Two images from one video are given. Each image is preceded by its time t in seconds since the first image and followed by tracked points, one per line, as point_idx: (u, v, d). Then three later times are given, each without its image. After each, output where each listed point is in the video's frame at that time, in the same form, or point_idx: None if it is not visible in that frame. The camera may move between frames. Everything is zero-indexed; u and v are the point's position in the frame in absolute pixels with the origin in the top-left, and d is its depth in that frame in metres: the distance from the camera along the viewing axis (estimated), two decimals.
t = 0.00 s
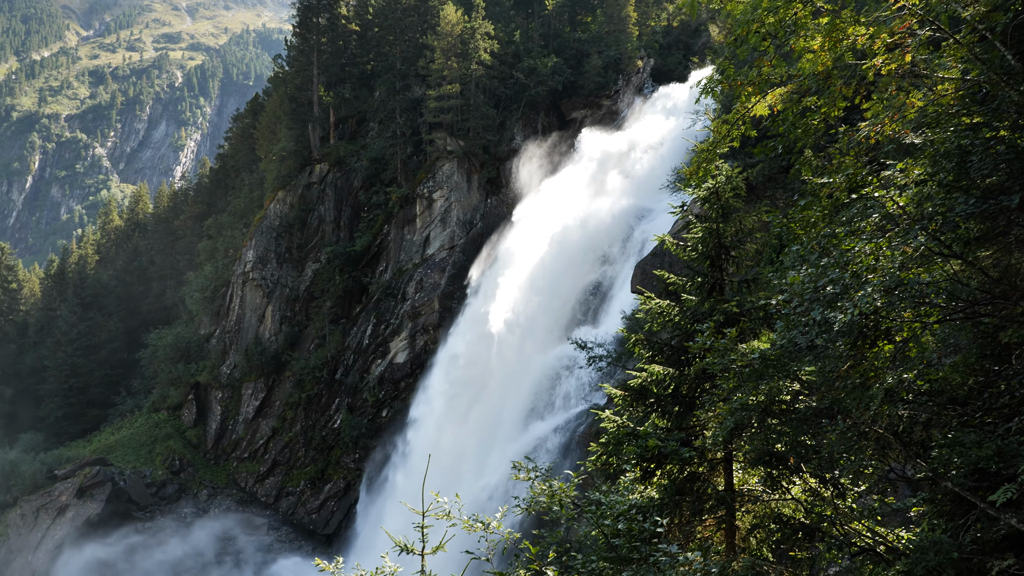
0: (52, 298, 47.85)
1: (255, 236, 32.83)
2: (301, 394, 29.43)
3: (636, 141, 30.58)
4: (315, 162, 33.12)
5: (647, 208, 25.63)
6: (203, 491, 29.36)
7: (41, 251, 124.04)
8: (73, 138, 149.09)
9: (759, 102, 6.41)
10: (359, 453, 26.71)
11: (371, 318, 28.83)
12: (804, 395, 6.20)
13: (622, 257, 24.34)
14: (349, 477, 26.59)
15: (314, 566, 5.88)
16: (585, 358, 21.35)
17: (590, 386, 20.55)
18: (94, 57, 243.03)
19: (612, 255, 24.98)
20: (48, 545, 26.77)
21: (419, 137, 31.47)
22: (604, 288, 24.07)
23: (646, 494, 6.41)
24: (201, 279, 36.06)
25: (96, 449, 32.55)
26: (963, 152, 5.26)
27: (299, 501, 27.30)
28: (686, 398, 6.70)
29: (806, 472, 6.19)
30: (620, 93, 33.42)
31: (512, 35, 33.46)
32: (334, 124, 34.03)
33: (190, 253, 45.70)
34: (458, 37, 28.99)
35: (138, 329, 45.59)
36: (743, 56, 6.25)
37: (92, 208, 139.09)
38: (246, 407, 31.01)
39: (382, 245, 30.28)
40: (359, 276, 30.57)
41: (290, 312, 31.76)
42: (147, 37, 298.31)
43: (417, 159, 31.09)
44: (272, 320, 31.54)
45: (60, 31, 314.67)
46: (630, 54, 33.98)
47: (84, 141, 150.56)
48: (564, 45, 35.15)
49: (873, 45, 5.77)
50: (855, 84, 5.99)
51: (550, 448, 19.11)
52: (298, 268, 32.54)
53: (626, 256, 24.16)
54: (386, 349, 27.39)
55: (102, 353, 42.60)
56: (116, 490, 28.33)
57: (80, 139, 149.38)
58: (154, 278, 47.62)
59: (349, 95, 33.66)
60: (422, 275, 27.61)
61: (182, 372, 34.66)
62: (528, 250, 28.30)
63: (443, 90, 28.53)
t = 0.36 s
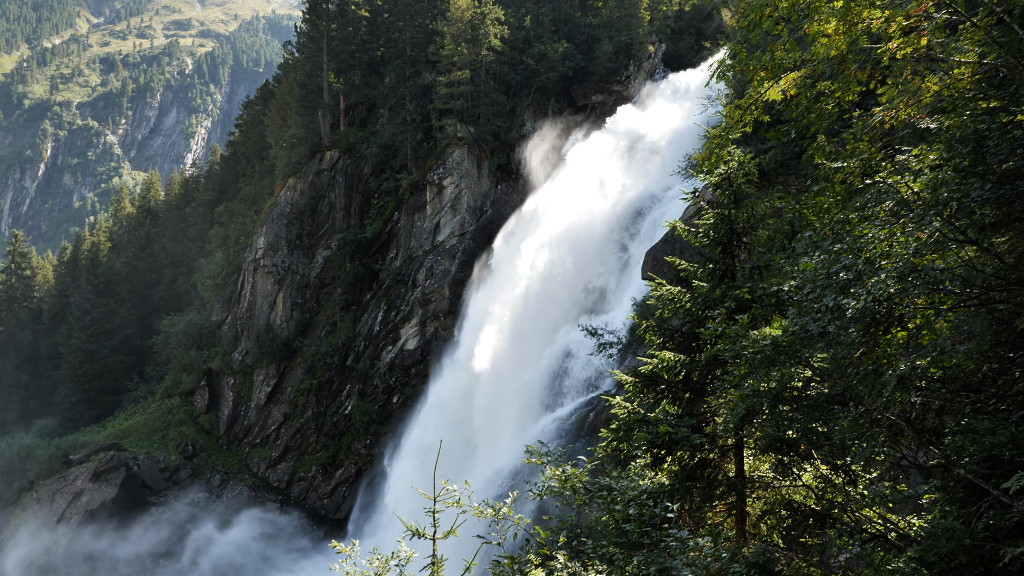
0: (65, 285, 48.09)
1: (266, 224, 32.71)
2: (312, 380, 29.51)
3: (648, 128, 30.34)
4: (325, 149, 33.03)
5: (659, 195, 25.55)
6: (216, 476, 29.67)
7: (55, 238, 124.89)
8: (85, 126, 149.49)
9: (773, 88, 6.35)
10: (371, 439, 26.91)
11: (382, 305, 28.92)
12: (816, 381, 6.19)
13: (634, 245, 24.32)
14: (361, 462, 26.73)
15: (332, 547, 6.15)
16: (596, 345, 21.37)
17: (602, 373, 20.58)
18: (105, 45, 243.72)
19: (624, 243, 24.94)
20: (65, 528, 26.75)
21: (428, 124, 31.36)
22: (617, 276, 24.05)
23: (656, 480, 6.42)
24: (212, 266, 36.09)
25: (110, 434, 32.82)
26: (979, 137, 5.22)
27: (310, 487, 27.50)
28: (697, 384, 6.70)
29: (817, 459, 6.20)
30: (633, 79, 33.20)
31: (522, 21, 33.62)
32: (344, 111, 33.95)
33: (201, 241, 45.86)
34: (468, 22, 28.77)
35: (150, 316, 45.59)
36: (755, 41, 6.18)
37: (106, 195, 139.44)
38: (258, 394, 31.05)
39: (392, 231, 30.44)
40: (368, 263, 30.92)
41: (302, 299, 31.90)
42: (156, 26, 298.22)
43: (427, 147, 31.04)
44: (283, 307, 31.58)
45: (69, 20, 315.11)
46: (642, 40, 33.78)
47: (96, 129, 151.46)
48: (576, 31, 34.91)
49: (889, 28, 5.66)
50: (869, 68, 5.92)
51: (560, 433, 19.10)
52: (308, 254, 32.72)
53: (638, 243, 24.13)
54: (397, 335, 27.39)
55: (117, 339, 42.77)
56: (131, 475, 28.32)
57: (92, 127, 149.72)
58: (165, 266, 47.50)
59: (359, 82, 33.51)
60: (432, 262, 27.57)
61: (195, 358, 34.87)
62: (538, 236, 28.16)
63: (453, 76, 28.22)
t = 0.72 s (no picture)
0: (78, 275, 48.18)
1: (277, 212, 32.60)
2: (325, 368, 29.71)
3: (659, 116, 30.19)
4: (336, 138, 32.85)
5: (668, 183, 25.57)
6: (229, 464, 29.77)
7: (67, 227, 125.51)
8: (96, 115, 149.72)
9: (787, 74, 6.31)
10: (383, 427, 27.09)
11: (393, 294, 28.96)
12: (828, 369, 6.17)
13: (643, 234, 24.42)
14: (373, 450, 26.90)
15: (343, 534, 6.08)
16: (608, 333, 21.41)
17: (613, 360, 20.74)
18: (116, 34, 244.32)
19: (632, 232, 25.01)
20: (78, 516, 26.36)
21: (439, 112, 31.30)
22: (626, 264, 24.06)
23: (668, 467, 6.44)
24: (224, 255, 36.07)
25: (124, 422, 32.97)
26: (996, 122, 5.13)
27: (322, 474, 27.68)
28: (709, 372, 6.69)
29: (829, 447, 6.19)
30: (644, 66, 33.39)
31: (533, 8, 33.37)
32: (355, 99, 33.91)
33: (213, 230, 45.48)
34: (479, 9, 28.52)
35: (162, 305, 45.35)
36: (769, 27, 6.10)
37: (118, 184, 140.08)
38: (270, 381, 31.18)
39: (404, 220, 30.30)
40: (380, 251, 30.72)
41: (313, 288, 31.65)
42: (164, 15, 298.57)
43: (438, 135, 30.94)
44: (295, 296, 31.43)
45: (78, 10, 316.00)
46: (654, 26, 33.71)
47: (107, 118, 151.91)
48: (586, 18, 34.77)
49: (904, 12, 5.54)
50: (884, 53, 5.82)
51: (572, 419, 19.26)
52: (320, 244, 32.32)
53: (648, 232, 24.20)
54: (408, 323, 27.52)
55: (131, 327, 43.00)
56: (145, 462, 28.19)
57: (103, 116, 149.99)
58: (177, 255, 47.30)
59: (370, 70, 33.34)
60: (443, 251, 27.68)
61: (207, 347, 34.95)
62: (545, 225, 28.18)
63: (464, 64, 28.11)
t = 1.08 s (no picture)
0: (89, 261, 48.36)
1: (287, 198, 32.96)
2: (335, 354, 29.91)
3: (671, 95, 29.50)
4: (345, 124, 33.02)
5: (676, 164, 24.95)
6: (241, 448, 29.91)
7: (79, 214, 126.52)
8: (106, 102, 149.87)
9: (800, 57, 6.14)
10: (392, 412, 27.12)
11: (402, 280, 29.02)
12: (839, 354, 6.11)
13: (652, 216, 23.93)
14: (383, 435, 26.91)
15: (353, 518, 6.05)
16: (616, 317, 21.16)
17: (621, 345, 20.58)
18: (125, 20, 245.04)
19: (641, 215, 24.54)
20: (93, 500, 26.65)
21: (448, 97, 31.26)
22: (635, 249, 23.61)
23: (678, 452, 6.44)
24: (234, 240, 36.12)
25: (137, 407, 33.16)
26: (1013, 105, 5.06)
27: (334, 459, 27.97)
28: (719, 357, 6.66)
29: (839, 432, 6.17)
30: (655, 50, 32.41)
31: None
32: (364, 84, 33.87)
33: (222, 217, 45.02)
34: None
35: (173, 291, 45.32)
36: (782, 9, 6.01)
37: (129, 171, 140.09)
38: (281, 366, 31.57)
39: (413, 206, 30.37)
40: (389, 238, 30.77)
41: (323, 273, 32.17)
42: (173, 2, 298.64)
43: (447, 120, 30.93)
44: (305, 281, 32.00)
45: None
46: (665, 8, 32.43)
47: (116, 105, 152.29)
48: (597, 1, 34.08)
49: None
50: (899, 35, 5.68)
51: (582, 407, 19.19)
52: (329, 229, 32.41)
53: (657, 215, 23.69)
54: (418, 309, 27.61)
55: (140, 314, 42.69)
56: (157, 447, 28.30)
57: (113, 103, 150.31)
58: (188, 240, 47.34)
59: (378, 55, 33.18)
60: (453, 236, 27.49)
61: (218, 333, 35.05)
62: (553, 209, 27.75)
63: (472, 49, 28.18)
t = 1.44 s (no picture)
0: (107, 249, 48.69)
1: (302, 184, 32.91)
2: (350, 340, 30.05)
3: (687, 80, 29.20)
4: (359, 111, 32.97)
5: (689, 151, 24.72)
6: (257, 434, 29.90)
7: (97, 202, 127.97)
8: (121, 90, 150.49)
9: (817, 39, 6.11)
10: (407, 398, 27.36)
11: (416, 266, 29.03)
12: (856, 340, 6.06)
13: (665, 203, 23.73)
14: (398, 421, 27.19)
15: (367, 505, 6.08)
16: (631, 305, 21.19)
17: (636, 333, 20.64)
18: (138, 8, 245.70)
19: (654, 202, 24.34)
20: (111, 484, 26.93)
21: (462, 83, 31.16)
22: (649, 237, 23.48)
23: (693, 438, 6.44)
24: (250, 227, 36.24)
25: (155, 393, 33.40)
26: None
27: (349, 445, 27.98)
28: (734, 343, 6.64)
29: (856, 419, 6.12)
30: (670, 34, 32.07)
31: None
32: (378, 70, 33.84)
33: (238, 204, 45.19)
34: None
35: (190, 277, 44.97)
36: None
37: (145, 158, 140.84)
38: (297, 352, 31.65)
39: (427, 191, 30.44)
40: (404, 225, 30.84)
41: (338, 261, 32.07)
42: None
43: (461, 106, 30.89)
44: (320, 268, 31.90)
45: None
46: None
47: (134, 92, 154.21)
48: None
49: None
50: (920, 16, 5.59)
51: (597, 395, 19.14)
52: (344, 216, 32.52)
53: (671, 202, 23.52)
54: (432, 296, 27.67)
55: (156, 304, 41.89)
56: (175, 433, 28.32)
57: (129, 90, 150.98)
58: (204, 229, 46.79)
59: (393, 41, 33.10)
60: (467, 222, 27.62)
61: (235, 319, 35.13)
62: (567, 200, 27.62)
63: (486, 34, 28.03)
